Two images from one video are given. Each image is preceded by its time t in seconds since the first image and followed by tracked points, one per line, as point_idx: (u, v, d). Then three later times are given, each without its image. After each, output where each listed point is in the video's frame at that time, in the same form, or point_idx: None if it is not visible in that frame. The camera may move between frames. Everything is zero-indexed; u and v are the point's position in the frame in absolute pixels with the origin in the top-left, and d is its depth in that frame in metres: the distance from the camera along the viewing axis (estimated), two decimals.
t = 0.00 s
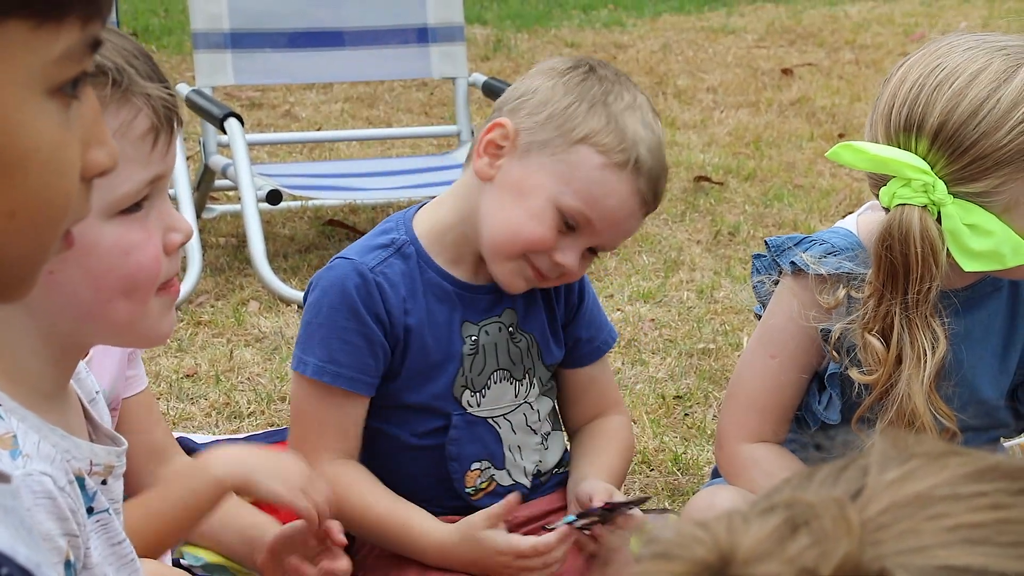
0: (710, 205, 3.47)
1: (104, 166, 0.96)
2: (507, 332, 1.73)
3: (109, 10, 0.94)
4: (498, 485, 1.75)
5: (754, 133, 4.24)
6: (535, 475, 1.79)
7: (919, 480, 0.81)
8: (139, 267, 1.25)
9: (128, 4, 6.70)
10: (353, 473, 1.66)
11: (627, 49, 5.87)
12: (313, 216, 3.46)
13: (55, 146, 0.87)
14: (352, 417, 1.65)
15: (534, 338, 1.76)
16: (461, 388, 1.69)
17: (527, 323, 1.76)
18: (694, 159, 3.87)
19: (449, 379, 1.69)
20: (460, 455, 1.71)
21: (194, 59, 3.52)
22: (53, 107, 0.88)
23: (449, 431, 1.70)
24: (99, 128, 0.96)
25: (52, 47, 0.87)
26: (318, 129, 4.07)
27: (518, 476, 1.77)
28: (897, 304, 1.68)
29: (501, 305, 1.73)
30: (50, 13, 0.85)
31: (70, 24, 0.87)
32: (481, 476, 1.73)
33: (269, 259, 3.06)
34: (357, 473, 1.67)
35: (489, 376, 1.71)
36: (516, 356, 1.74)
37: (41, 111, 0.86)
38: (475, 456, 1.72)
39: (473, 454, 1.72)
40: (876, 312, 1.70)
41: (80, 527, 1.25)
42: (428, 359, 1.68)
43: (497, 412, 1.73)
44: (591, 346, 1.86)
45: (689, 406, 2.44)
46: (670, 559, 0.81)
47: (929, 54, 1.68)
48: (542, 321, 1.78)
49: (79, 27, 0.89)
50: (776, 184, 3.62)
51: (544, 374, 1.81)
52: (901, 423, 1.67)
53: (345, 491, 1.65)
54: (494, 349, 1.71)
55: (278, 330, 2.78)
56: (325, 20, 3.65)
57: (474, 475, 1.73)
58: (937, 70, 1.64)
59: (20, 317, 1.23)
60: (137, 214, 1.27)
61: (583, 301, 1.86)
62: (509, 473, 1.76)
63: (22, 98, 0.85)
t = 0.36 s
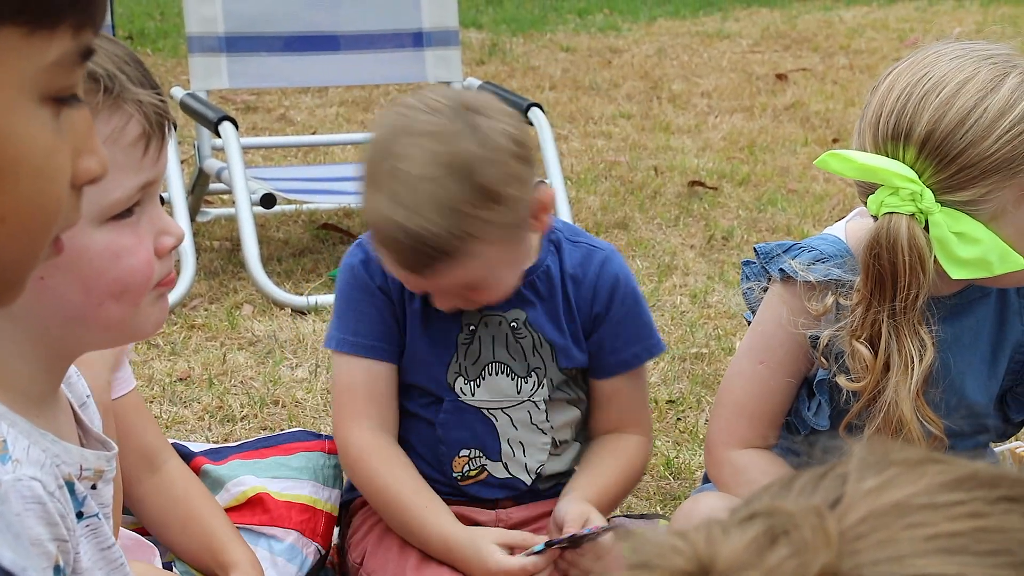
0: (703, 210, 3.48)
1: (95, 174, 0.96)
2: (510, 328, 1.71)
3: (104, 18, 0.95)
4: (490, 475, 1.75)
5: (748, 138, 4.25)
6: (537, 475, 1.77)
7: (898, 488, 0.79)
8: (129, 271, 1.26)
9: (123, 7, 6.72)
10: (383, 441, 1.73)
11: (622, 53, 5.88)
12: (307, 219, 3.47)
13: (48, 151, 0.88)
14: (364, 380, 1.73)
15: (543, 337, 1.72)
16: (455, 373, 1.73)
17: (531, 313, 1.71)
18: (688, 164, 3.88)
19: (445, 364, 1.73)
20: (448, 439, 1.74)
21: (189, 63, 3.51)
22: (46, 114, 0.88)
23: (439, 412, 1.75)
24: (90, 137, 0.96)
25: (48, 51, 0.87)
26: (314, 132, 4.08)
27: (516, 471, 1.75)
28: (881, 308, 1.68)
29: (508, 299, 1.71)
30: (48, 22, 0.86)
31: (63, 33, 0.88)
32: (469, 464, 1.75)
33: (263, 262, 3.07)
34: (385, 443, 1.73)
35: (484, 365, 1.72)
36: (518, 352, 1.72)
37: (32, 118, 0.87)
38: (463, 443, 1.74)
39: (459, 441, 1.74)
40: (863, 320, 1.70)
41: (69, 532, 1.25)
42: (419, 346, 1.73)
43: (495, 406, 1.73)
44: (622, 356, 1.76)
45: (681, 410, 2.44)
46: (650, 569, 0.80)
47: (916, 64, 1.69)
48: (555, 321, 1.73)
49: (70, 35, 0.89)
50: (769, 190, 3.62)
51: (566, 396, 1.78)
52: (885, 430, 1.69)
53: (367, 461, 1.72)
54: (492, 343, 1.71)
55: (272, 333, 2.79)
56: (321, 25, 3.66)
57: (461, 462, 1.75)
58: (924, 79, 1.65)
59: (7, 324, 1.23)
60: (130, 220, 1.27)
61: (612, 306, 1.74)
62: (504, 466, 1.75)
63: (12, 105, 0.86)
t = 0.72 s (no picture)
0: (694, 217, 3.48)
1: (78, 184, 0.97)
2: (449, 354, 1.72)
3: (86, 30, 0.95)
4: (434, 499, 1.74)
5: (738, 145, 4.26)
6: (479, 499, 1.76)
7: (880, 493, 0.77)
8: (116, 286, 1.26)
9: (113, 21, 6.74)
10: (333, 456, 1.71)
11: (612, 62, 5.90)
12: (298, 230, 3.47)
13: (30, 163, 0.88)
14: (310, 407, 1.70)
15: (481, 360, 1.73)
16: (399, 398, 1.72)
17: (469, 339, 1.73)
18: (678, 172, 3.89)
19: (389, 390, 1.73)
20: (393, 462, 1.74)
21: (178, 74, 3.51)
22: (26, 127, 0.88)
23: (384, 435, 1.74)
24: (73, 146, 0.96)
25: (29, 63, 0.87)
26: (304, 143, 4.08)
27: (458, 495, 1.75)
28: (860, 311, 1.69)
29: (443, 326, 1.72)
30: (26, 35, 0.85)
31: (42, 44, 0.87)
32: (415, 486, 1.74)
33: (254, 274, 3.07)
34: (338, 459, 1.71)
35: (428, 390, 1.72)
36: (458, 375, 1.74)
37: (17, 132, 0.87)
38: (407, 466, 1.74)
39: (404, 465, 1.74)
40: (844, 323, 1.71)
41: (60, 548, 1.24)
42: (363, 368, 1.72)
43: (439, 428, 1.73)
44: (562, 371, 1.77)
45: (673, 417, 2.44)
46: None
47: (895, 67, 1.69)
48: (492, 343, 1.74)
49: (52, 46, 0.89)
50: (760, 196, 3.63)
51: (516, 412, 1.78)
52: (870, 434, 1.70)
53: (333, 489, 1.69)
54: (432, 366, 1.73)
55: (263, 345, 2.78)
56: (310, 36, 3.67)
57: (407, 485, 1.74)
58: (902, 83, 1.66)
59: None
60: (115, 232, 1.27)
61: (549, 320, 1.76)
62: (447, 490, 1.74)
63: None
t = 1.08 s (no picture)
0: (688, 220, 3.49)
1: (68, 190, 0.96)
2: (512, 346, 1.74)
3: (76, 35, 0.95)
4: (497, 490, 1.76)
5: (731, 149, 4.26)
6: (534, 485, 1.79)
7: (877, 499, 0.77)
8: (100, 288, 1.25)
9: (106, 24, 6.73)
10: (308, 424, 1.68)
11: (605, 66, 5.90)
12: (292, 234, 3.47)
13: (22, 169, 0.88)
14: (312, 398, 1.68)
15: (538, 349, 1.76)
16: (462, 400, 1.72)
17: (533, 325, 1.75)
18: (672, 176, 3.89)
19: (452, 391, 1.72)
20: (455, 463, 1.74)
21: (172, 78, 3.54)
22: (15, 133, 0.88)
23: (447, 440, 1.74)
24: (63, 152, 0.96)
25: (14, 71, 0.87)
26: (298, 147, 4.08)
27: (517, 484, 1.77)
28: (846, 315, 1.70)
29: (508, 316, 1.73)
30: (14, 39, 0.85)
31: (32, 51, 0.88)
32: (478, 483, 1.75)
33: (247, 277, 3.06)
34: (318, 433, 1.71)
35: (490, 389, 1.73)
36: (518, 367, 1.75)
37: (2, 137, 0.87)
38: (472, 465, 1.74)
39: (469, 463, 1.74)
40: (829, 324, 1.71)
41: (48, 551, 1.24)
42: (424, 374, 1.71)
43: (498, 422, 1.75)
44: (611, 329, 1.87)
45: (667, 421, 2.44)
46: None
47: (884, 70, 1.69)
48: (553, 324, 1.78)
49: (41, 53, 0.89)
50: (753, 200, 3.63)
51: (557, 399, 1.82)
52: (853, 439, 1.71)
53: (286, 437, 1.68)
54: (496, 362, 1.72)
55: (257, 348, 2.78)
56: (303, 40, 3.67)
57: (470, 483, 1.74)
58: (890, 86, 1.66)
59: None
60: (98, 235, 1.27)
61: (604, 293, 1.85)
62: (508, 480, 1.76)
63: None
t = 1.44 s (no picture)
0: (683, 222, 3.49)
1: (66, 196, 0.96)
2: (461, 327, 1.75)
3: (76, 37, 0.94)
4: (461, 477, 1.75)
5: (726, 151, 4.27)
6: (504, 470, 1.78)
7: (882, 501, 0.77)
8: (98, 291, 1.25)
9: (100, 25, 6.72)
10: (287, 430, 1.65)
11: (601, 67, 5.90)
12: (287, 235, 3.46)
13: (19, 174, 0.88)
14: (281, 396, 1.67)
15: (489, 331, 1.78)
16: (415, 381, 1.72)
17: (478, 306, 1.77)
18: (667, 178, 3.89)
19: (403, 373, 1.72)
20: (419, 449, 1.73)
21: (167, 80, 3.51)
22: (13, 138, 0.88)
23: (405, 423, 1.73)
24: (61, 155, 0.95)
25: (13, 74, 0.87)
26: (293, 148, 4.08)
27: (485, 469, 1.76)
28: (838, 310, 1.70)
29: (455, 300, 1.76)
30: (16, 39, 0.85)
31: (31, 55, 0.88)
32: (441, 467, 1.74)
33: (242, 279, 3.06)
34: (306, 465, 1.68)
35: (442, 369, 1.74)
36: (470, 349, 1.76)
37: None
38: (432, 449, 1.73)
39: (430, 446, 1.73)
40: (822, 321, 1.72)
41: (49, 550, 1.24)
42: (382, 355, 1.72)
43: (456, 406, 1.75)
44: (576, 323, 1.86)
45: (662, 423, 2.44)
46: None
47: (880, 68, 1.70)
48: (501, 307, 1.79)
49: (40, 58, 0.89)
50: (748, 202, 3.64)
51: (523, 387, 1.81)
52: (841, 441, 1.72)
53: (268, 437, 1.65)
54: (448, 343, 1.74)
55: (252, 349, 2.78)
56: (299, 40, 3.67)
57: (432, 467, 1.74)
58: (885, 84, 1.66)
59: None
60: (98, 237, 1.26)
61: (555, 282, 1.86)
62: (474, 465, 1.75)
63: None
